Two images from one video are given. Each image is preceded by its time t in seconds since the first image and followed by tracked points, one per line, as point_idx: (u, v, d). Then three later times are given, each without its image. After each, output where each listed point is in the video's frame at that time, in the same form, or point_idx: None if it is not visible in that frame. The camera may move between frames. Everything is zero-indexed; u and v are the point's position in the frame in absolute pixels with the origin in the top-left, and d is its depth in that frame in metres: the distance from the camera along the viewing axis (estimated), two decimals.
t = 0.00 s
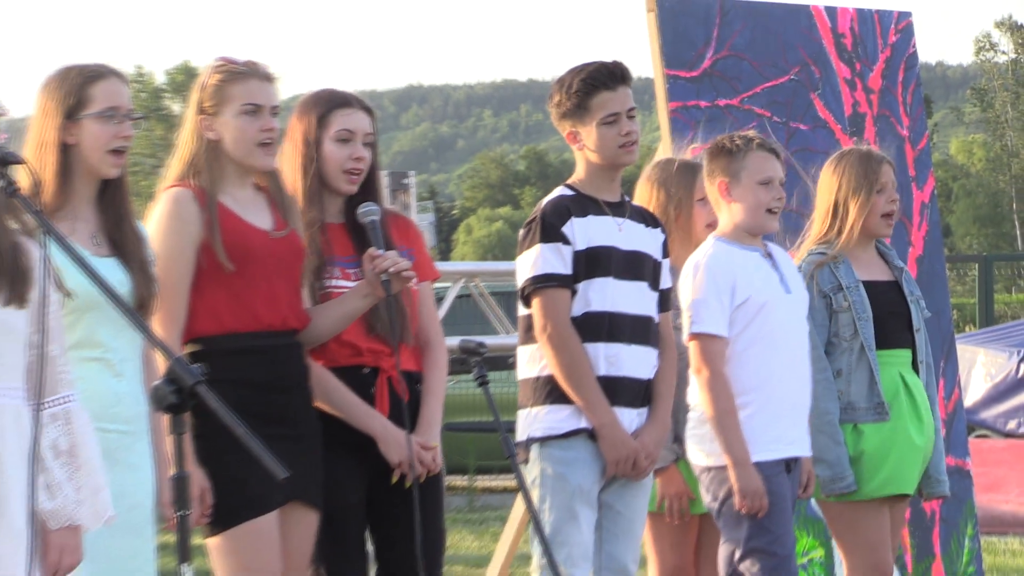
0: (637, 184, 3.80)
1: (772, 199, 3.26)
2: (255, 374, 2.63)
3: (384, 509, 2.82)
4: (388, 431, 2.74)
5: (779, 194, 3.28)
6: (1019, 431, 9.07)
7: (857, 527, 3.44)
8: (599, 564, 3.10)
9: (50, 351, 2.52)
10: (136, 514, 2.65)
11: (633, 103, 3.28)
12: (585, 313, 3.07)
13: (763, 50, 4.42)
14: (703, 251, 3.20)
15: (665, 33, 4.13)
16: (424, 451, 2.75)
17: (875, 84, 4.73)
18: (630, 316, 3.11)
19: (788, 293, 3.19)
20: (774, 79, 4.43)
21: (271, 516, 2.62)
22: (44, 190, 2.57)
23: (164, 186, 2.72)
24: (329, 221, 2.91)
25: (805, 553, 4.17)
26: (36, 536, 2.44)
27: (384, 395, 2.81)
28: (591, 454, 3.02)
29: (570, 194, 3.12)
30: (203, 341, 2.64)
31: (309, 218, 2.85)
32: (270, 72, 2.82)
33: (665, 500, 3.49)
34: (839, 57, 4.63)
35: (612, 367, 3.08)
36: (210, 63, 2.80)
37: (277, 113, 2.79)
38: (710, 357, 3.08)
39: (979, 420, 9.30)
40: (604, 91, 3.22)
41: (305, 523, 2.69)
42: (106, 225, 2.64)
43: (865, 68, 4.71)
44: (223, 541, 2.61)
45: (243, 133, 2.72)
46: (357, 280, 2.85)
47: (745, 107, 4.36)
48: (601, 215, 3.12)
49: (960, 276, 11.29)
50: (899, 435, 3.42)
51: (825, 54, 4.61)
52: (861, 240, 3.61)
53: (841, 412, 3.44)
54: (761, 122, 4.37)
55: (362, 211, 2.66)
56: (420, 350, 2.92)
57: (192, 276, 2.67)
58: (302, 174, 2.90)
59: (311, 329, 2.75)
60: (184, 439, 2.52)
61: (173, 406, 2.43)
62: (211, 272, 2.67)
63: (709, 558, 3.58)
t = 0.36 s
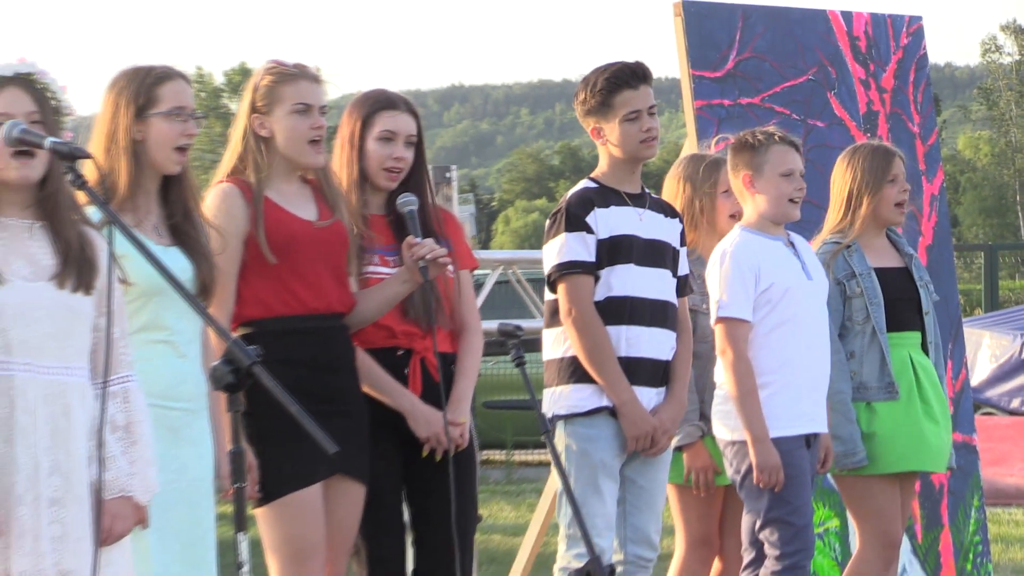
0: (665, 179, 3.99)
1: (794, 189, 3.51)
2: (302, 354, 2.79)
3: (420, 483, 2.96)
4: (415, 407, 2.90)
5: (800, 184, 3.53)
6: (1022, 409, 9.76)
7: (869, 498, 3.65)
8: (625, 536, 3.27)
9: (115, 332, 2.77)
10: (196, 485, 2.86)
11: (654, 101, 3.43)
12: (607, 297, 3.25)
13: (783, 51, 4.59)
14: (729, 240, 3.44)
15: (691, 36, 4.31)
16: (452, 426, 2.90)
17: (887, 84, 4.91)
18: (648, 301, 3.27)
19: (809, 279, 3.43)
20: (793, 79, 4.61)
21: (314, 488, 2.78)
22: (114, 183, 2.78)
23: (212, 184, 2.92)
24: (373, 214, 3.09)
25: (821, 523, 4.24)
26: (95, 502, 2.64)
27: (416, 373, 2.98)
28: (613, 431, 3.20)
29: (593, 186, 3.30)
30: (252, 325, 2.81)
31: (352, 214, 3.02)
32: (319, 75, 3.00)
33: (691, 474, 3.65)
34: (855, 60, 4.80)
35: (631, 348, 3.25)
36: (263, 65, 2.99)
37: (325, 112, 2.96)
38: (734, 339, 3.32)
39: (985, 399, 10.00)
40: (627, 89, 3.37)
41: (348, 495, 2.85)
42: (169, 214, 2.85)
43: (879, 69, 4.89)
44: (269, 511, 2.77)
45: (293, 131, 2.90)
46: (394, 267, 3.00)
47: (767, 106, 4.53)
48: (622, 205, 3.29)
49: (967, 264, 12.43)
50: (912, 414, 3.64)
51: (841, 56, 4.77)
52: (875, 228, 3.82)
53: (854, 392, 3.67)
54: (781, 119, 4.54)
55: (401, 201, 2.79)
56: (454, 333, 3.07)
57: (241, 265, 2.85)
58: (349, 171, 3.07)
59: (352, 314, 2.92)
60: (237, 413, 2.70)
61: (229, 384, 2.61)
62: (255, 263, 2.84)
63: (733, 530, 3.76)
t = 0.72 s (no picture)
0: (689, 172, 4.20)
1: (811, 182, 3.75)
2: (342, 336, 2.96)
3: (461, 453, 3.15)
4: (464, 387, 3.09)
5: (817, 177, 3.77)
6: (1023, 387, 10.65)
7: (883, 471, 3.86)
8: (649, 507, 3.45)
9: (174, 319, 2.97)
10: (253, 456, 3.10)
11: (669, 99, 3.59)
12: (630, 283, 3.44)
13: (801, 51, 4.78)
14: (749, 230, 3.69)
15: (713, 37, 4.50)
16: (497, 405, 3.09)
17: (899, 82, 5.09)
18: (666, 286, 3.45)
19: (824, 266, 3.66)
20: (810, 78, 4.79)
21: (351, 459, 2.95)
22: (174, 176, 2.97)
23: (257, 180, 3.10)
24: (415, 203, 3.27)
25: (837, 493, 4.39)
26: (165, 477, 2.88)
27: (460, 355, 3.18)
28: (637, 409, 3.39)
29: (614, 178, 3.48)
30: (297, 307, 2.98)
31: (397, 197, 3.18)
32: (359, 71, 3.15)
33: (711, 449, 3.85)
34: (868, 60, 4.98)
35: (651, 330, 3.44)
36: (307, 64, 3.15)
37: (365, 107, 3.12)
38: (754, 322, 3.58)
39: (991, 377, 10.91)
40: (643, 88, 3.53)
41: (387, 467, 3.01)
42: (224, 205, 3.01)
43: (890, 68, 5.07)
44: (310, 481, 2.94)
45: (336, 124, 3.06)
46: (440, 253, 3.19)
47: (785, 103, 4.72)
48: (641, 196, 3.46)
49: (973, 251, 12.87)
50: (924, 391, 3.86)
51: (855, 56, 4.95)
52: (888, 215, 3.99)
53: (868, 370, 3.85)
54: (799, 115, 4.73)
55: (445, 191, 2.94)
56: (494, 317, 3.27)
57: (285, 251, 3.02)
58: (395, 164, 3.25)
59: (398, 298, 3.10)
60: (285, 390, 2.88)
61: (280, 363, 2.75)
62: (294, 253, 3.01)
63: (754, 501, 3.95)
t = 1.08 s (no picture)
0: (714, 169, 4.43)
1: (829, 176, 3.95)
2: (392, 323, 3.15)
3: (509, 434, 3.37)
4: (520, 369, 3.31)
5: (834, 172, 3.96)
6: None
7: (900, 452, 4.03)
8: (678, 485, 3.63)
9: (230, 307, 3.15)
10: (302, 439, 3.25)
11: (690, 98, 3.76)
12: (658, 275, 3.63)
13: (822, 55, 4.97)
14: (770, 223, 3.88)
15: (740, 41, 4.68)
16: (550, 390, 3.32)
17: (914, 84, 5.28)
18: (690, 276, 3.64)
19: (841, 257, 3.85)
20: (830, 80, 4.98)
21: (396, 438, 3.14)
22: (235, 171, 3.18)
23: (308, 178, 3.29)
24: (463, 198, 3.49)
25: (856, 472, 4.58)
26: (222, 455, 3.06)
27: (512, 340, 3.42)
28: (667, 394, 3.58)
29: (638, 176, 3.67)
30: (348, 296, 3.18)
31: (444, 191, 3.37)
32: (408, 76, 3.34)
33: (739, 429, 4.04)
34: (886, 64, 5.18)
35: (680, 318, 3.63)
36: (360, 66, 3.33)
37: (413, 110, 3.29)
38: (773, 311, 3.77)
39: (1001, 362, 11.08)
40: (667, 88, 3.70)
41: (436, 446, 3.20)
42: (280, 200, 3.22)
43: (907, 71, 5.25)
44: (361, 458, 3.13)
45: (384, 124, 3.23)
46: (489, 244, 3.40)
47: (807, 104, 4.91)
48: (665, 192, 3.65)
49: (985, 244, 13.21)
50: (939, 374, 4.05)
51: (873, 60, 5.14)
52: (904, 209, 4.18)
53: (885, 355, 4.05)
54: (819, 116, 4.92)
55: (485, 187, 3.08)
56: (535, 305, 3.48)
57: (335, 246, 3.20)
58: (444, 159, 3.47)
59: (446, 286, 3.30)
60: (338, 374, 3.08)
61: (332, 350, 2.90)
62: (343, 246, 3.19)
63: (777, 479, 4.15)
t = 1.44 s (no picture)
0: (733, 169, 4.66)
1: (838, 174, 4.13)
2: (432, 316, 3.35)
3: (546, 423, 3.57)
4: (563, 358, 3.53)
5: (845, 171, 4.14)
6: None
7: (908, 434, 4.24)
8: (703, 466, 3.84)
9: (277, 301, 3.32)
10: (345, 425, 3.42)
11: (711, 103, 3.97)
12: (688, 271, 3.82)
13: (836, 62, 5.16)
14: (784, 219, 4.08)
15: (759, 49, 4.87)
16: (589, 376, 3.56)
17: (923, 90, 5.47)
18: (717, 271, 3.84)
19: (851, 250, 4.05)
20: (844, 86, 5.17)
21: (440, 424, 3.34)
22: (279, 171, 3.34)
23: (353, 180, 3.49)
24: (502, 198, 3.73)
25: (867, 455, 4.75)
26: (273, 440, 3.22)
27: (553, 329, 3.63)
28: (697, 381, 3.78)
29: (664, 178, 3.86)
30: (394, 291, 3.38)
31: (478, 191, 3.57)
32: (449, 83, 3.55)
33: (756, 414, 4.26)
34: (896, 71, 5.37)
35: (708, 311, 3.82)
36: (404, 74, 3.55)
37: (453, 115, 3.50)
38: (784, 301, 3.96)
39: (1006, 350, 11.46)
40: (690, 94, 3.90)
41: (476, 429, 3.41)
42: (323, 199, 3.40)
43: (917, 77, 5.44)
44: (406, 443, 3.33)
45: (427, 127, 3.43)
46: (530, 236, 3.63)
47: (822, 109, 5.10)
48: (690, 192, 3.85)
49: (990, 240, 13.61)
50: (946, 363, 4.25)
51: (884, 68, 5.34)
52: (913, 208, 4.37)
53: (896, 345, 4.24)
54: (834, 120, 5.11)
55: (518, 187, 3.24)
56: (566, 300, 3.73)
57: (379, 244, 3.40)
58: (482, 162, 3.68)
59: (482, 281, 3.48)
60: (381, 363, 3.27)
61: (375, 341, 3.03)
62: (389, 241, 3.39)
63: (793, 461, 4.35)
